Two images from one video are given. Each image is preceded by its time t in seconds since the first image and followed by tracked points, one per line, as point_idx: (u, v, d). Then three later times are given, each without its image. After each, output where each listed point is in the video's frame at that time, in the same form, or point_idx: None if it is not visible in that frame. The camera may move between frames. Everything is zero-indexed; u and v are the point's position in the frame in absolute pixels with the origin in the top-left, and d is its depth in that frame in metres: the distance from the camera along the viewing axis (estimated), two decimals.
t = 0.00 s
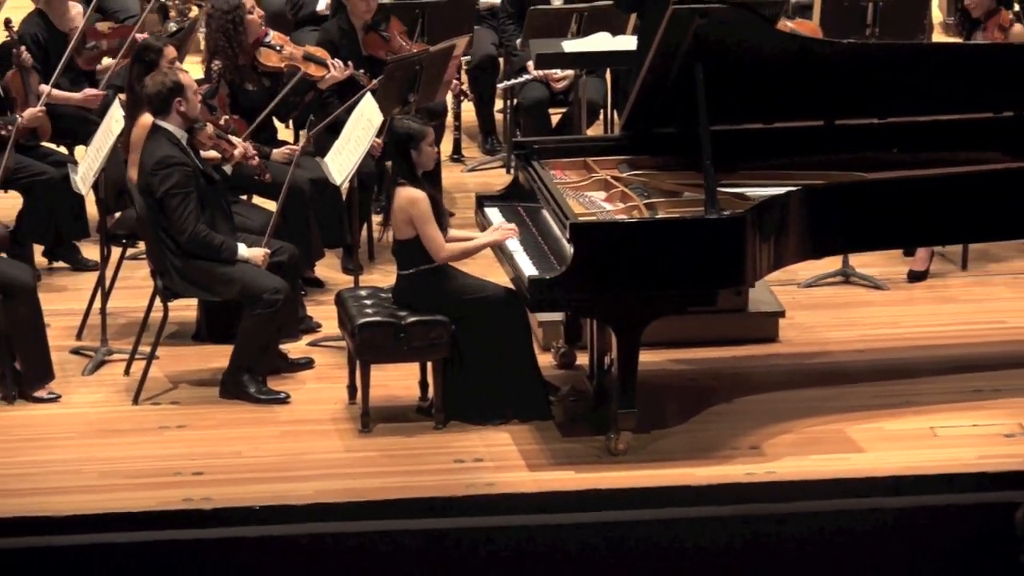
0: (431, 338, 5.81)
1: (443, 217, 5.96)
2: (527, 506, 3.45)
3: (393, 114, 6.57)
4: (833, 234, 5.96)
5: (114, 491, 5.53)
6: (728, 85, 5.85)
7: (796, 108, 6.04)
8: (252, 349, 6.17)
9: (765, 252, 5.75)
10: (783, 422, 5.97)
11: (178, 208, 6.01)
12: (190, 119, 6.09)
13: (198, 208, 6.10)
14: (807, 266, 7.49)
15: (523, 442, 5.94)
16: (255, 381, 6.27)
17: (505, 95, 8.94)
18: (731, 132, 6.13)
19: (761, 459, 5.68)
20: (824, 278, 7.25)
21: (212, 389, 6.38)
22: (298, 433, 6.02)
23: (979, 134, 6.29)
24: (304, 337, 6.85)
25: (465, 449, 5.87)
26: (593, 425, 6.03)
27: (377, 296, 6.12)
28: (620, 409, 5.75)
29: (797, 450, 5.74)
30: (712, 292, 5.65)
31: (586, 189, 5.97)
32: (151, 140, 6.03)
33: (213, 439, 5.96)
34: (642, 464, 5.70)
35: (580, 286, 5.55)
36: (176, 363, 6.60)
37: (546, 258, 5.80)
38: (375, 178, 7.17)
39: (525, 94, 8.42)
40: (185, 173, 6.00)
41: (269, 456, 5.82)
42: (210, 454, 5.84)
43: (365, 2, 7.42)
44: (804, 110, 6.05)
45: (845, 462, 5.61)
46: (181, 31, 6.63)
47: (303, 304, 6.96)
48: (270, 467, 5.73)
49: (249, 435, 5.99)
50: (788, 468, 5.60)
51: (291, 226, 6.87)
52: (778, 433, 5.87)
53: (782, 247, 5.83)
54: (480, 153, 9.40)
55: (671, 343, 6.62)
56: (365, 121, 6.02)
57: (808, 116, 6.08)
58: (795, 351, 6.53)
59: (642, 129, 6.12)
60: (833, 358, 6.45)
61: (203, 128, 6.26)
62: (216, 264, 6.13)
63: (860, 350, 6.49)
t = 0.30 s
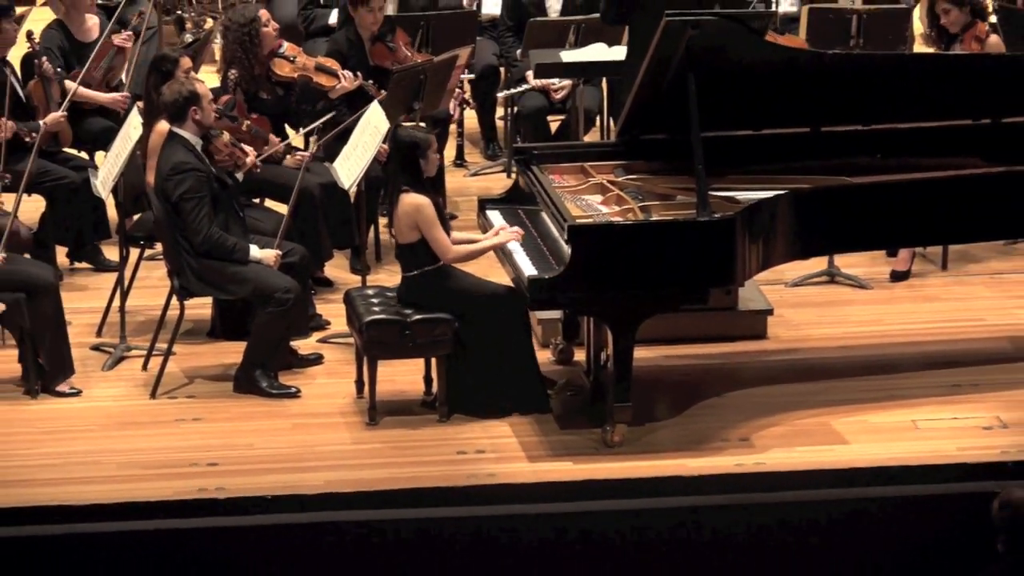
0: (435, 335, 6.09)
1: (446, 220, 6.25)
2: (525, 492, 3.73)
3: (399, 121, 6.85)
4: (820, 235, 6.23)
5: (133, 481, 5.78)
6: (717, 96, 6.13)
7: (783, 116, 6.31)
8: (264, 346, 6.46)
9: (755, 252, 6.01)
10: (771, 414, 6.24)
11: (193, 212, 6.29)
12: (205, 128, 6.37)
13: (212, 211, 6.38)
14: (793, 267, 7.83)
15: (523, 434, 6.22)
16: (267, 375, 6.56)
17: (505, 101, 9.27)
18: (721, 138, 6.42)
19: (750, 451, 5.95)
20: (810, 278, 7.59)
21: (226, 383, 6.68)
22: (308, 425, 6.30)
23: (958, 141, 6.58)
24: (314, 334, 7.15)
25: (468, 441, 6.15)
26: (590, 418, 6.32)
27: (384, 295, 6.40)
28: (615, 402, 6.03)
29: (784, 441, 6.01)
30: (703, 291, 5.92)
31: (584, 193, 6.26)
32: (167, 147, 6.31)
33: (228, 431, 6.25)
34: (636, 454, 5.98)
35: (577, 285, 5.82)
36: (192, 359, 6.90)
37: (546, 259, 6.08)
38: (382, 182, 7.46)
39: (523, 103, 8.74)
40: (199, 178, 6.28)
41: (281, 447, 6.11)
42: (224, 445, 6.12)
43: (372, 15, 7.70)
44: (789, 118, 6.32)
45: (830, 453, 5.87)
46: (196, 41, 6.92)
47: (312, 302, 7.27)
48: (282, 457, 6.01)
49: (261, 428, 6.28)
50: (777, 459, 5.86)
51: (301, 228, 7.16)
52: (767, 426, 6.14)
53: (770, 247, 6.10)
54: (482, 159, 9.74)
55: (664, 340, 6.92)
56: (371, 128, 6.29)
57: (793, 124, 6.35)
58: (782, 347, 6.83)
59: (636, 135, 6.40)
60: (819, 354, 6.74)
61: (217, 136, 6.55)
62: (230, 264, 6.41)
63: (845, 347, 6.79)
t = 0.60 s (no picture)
0: (439, 332, 6.38)
1: (448, 221, 6.56)
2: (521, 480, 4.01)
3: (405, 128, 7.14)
4: (807, 236, 6.51)
5: (149, 472, 6.06)
6: (708, 106, 6.42)
7: (771, 124, 6.59)
8: (277, 343, 6.76)
9: (745, 253, 6.30)
10: (761, 408, 6.53)
11: (206, 217, 6.61)
12: (219, 136, 6.68)
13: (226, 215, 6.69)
14: (781, 267, 8.13)
15: (523, 427, 6.52)
16: (278, 371, 6.86)
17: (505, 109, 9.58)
18: (712, 144, 6.70)
19: (740, 443, 6.23)
20: (797, 277, 7.89)
21: (240, 378, 6.99)
22: (317, 418, 6.60)
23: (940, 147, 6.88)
24: (324, 332, 7.47)
25: (471, 434, 6.45)
26: (588, 411, 6.62)
27: (390, 294, 6.70)
28: (611, 397, 6.32)
29: (773, 434, 6.29)
30: (695, 291, 6.21)
31: (581, 196, 6.55)
32: (183, 154, 6.63)
33: (242, 424, 6.54)
34: (631, 446, 6.27)
35: (575, 285, 6.10)
36: (206, 356, 7.21)
37: (545, 260, 6.36)
38: (389, 186, 7.78)
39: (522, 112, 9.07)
40: (213, 183, 6.59)
41: (292, 439, 6.40)
42: (238, 437, 6.41)
43: (378, 27, 7.97)
44: (777, 125, 6.60)
45: (816, 446, 6.15)
46: (210, 52, 7.21)
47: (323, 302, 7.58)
48: (293, 449, 6.30)
49: (273, 421, 6.57)
50: (765, 451, 6.14)
51: (311, 231, 7.46)
52: (756, 420, 6.43)
53: (760, 248, 6.38)
54: (483, 164, 10.07)
55: (657, 338, 7.22)
56: (379, 136, 6.57)
57: (781, 131, 6.64)
58: (770, 344, 7.13)
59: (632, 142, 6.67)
60: (806, 351, 7.04)
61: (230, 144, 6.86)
62: (243, 266, 6.70)
63: (831, 344, 7.09)
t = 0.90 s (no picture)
0: (443, 330, 6.69)
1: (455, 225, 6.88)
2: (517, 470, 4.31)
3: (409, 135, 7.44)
4: (795, 238, 6.80)
5: (167, 463, 6.35)
6: (701, 115, 6.72)
7: (761, 130, 6.89)
8: (288, 340, 7.07)
9: (735, 254, 6.59)
10: (751, 403, 6.83)
11: (219, 221, 6.93)
12: (234, 143, 7.00)
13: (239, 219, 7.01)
14: (770, 268, 8.44)
15: (523, 420, 6.83)
16: (289, 366, 7.17)
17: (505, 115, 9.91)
18: (703, 150, 7.01)
19: (730, 435, 6.53)
20: (785, 278, 8.20)
21: (253, 374, 7.31)
22: (326, 412, 6.91)
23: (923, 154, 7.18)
24: (332, 329, 7.79)
25: (473, 427, 6.76)
26: (585, 405, 6.93)
27: (396, 294, 7.02)
28: (607, 392, 6.62)
29: (762, 427, 6.59)
30: (689, 291, 6.49)
31: (578, 200, 6.86)
32: (199, 161, 6.95)
33: (255, 417, 6.85)
34: (626, 439, 6.57)
35: (574, 285, 6.39)
36: (220, 353, 7.52)
37: (544, 261, 6.66)
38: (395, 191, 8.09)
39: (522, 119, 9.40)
40: (227, 189, 6.91)
41: (303, 431, 6.71)
42: (251, 430, 6.72)
43: (384, 38, 8.31)
44: (767, 132, 6.90)
45: (803, 438, 6.45)
46: (223, 62, 7.55)
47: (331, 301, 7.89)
48: (303, 441, 6.61)
49: (285, 414, 6.88)
50: (754, 443, 6.44)
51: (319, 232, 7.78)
52: (746, 414, 6.73)
53: (749, 250, 6.67)
54: (484, 169, 10.40)
55: (651, 335, 7.53)
56: (385, 142, 6.89)
57: (770, 137, 6.93)
58: (760, 342, 7.44)
59: (628, 149, 6.94)
60: (794, 348, 7.35)
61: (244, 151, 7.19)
62: (255, 267, 7.01)
63: (818, 342, 7.40)
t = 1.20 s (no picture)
0: (446, 328, 7.00)
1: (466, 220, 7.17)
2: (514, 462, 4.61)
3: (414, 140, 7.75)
4: (784, 239, 7.10)
5: (184, 455, 6.67)
6: (694, 123, 7.03)
7: (751, 137, 7.19)
8: (297, 337, 7.39)
9: (726, 255, 6.90)
10: (741, 397, 7.15)
11: (234, 223, 7.24)
12: (248, 149, 7.32)
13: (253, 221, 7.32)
14: (760, 268, 8.76)
15: (523, 414, 7.15)
16: (299, 363, 7.50)
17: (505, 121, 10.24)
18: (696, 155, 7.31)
19: (721, 428, 6.84)
20: (774, 278, 8.52)
21: (264, 369, 7.63)
22: (335, 406, 7.23)
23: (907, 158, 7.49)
24: (340, 327, 8.11)
25: (475, 420, 7.09)
26: (582, 400, 7.26)
27: (402, 293, 7.34)
28: (603, 387, 6.93)
29: (751, 421, 6.90)
30: (682, 291, 6.80)
31: (576, 204, 7.17)
32: (214, 166, 7.27)
33: (267, 411, 7.16)
34: (620, 431, 6.88)
35: (572, 285, 6.69)
36: (233, 349, 7.85)
37: (543, 262, 6.98)
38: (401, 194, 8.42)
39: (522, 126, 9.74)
40: (242, 192, 7.23)
41: (313, 424, 7.04)
42: (263, 423, 7.04)
43: (390, 49, 8.64)
44: (757, 138, 7.19)
45: (790, 431, 6.76)
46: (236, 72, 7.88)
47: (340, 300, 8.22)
48: (313, 433, 6.94)
49: (295, 408, 7.20)
50: (744, 436, 6.75)
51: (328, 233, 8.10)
52: (736, 408, 7.04)
53: (739, 251, 6.98)
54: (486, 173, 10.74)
55: (646, 333, 7.85)
56: (390, 147, 7.20)
57: (760, 143, 7.23)
58: (750, 339, 7.75)
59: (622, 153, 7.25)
60: (782, 346, 7.67)
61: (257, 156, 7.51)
62: (267, 267, 7.32)
63: (805, 340, 7.71)
